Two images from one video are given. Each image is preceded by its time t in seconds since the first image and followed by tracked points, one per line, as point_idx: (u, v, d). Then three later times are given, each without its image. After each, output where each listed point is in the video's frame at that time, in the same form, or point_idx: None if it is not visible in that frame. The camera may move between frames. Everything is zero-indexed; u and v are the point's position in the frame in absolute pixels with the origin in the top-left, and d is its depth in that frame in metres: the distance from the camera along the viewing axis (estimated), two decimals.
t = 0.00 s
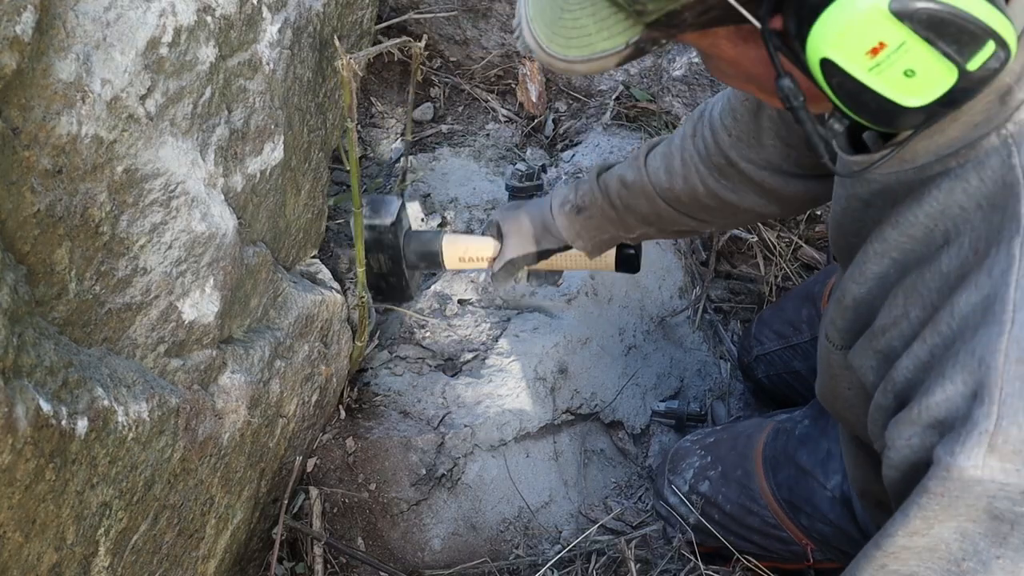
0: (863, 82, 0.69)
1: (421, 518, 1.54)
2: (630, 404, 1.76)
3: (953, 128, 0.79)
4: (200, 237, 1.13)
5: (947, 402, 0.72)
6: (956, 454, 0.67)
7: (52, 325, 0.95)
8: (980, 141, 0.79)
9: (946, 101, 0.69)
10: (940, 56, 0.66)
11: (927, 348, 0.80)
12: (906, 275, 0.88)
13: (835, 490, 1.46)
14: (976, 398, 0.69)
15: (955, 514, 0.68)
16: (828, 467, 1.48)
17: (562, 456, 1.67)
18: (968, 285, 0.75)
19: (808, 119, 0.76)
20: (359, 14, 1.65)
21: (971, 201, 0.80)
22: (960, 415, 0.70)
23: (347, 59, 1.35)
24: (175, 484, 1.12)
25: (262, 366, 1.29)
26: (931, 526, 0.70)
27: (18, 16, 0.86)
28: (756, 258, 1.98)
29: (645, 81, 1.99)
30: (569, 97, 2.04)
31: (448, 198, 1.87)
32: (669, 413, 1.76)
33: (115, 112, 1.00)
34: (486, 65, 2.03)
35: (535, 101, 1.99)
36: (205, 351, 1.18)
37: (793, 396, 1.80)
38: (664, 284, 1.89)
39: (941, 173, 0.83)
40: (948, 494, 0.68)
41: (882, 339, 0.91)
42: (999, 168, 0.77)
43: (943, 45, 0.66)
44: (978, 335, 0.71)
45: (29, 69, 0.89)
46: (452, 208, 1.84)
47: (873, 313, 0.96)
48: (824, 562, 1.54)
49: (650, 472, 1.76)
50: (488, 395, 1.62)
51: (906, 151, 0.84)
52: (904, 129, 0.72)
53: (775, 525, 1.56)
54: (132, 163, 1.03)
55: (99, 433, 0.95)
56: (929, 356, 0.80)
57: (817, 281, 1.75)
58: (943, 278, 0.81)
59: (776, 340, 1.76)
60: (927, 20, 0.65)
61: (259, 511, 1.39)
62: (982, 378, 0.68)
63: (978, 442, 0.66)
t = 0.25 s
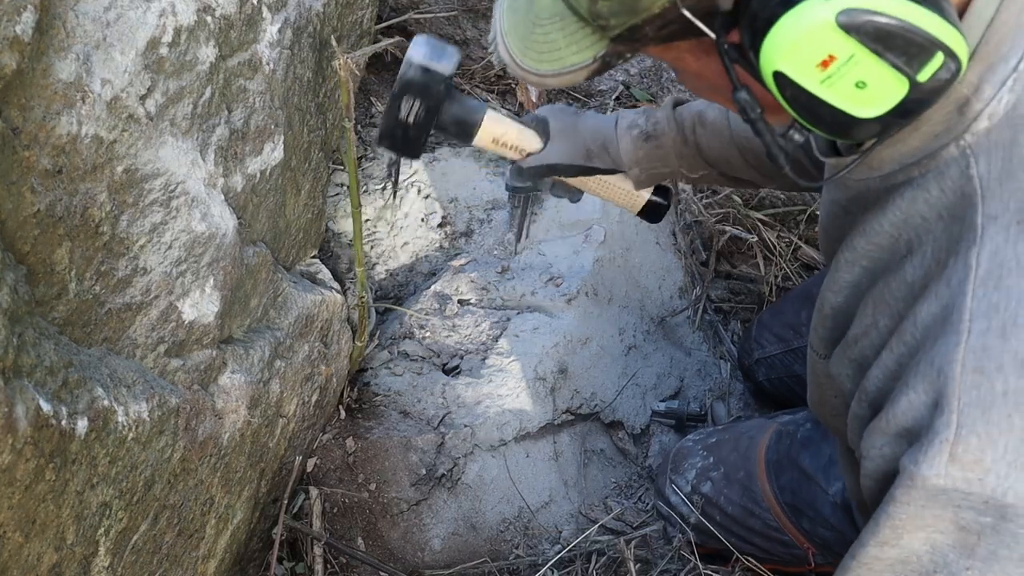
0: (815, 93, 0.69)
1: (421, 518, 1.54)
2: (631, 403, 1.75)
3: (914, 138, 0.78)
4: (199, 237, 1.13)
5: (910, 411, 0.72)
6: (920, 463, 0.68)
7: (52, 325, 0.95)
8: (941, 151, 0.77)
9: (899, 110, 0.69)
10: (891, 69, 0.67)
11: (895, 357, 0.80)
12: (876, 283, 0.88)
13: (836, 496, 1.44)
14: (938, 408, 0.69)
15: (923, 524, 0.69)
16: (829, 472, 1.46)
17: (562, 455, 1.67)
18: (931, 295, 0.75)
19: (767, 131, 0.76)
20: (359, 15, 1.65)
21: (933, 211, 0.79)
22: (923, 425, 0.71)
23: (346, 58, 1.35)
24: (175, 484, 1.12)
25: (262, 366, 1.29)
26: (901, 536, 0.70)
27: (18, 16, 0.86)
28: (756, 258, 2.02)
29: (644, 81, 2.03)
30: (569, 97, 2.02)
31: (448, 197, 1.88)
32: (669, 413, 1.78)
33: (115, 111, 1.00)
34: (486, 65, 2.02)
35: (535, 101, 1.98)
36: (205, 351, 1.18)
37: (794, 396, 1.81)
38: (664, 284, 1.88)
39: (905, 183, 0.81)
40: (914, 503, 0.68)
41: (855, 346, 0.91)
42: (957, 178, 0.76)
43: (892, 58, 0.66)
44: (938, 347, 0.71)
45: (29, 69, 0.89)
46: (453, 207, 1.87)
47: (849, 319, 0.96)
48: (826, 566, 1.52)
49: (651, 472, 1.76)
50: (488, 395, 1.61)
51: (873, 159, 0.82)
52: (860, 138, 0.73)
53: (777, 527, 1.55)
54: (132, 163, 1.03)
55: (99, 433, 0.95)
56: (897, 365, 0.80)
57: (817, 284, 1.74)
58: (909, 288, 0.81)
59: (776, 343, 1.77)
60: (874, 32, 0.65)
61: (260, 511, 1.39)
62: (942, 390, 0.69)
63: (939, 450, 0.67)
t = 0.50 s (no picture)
0: (851, 84, 0.69)
1: (421, 518, 1.54)
2: (631, 403, 1.76)
3: (946, 140, 0.80)
4: (199, 236, 1.13)
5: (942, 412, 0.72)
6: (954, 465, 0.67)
7: (52, 325, 0.95)
8: (973, 153, 0.79)
9: (935, 103, 0.69)
10: (928, 57, 0.66)
11: (921, 360, 0.80)
12: (900, 286, 0.89)
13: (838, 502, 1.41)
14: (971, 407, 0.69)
15: (951, 525, 0.68)
16: (831, 478, 1.44)
17: (562, 455, 1.67)
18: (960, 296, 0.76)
19: (797, 122, 0.77)
20: (359, 15, 1.65)
21: (964, 213, 0.80)
22: (954, 424, 0.71)
23: (347, 59, 1.35)
24: (175, 484, 1.12)
25: (262, 366, 1.29)
26: (928, 536, 0.69)
27: (18, 16, 0.86)
28: (756, 257, 1.97)
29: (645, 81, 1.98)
30: (569, 97, 2.03)
31: (449, 197, 1.90)
32: (669, 413, 1.76)
33: (115, 111, 1.00)
34: (486, 65, 2.03)
35: (535, 101, 1.99)
36: (205, 351, 1.18)
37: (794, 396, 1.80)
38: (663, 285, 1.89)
39: (934, 186, 0.83)
40: (945, 505, 0.68)
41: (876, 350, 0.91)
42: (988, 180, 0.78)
43: (930, 46, 0.66)
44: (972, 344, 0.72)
45: (29, 69, 0.89)
46: (452, 207, 1.88)
47: (867, 325, 0.96)
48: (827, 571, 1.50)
49: (651, 472, 1.75)
50: (488, 395, 1.63)
51: (899, 162, 0.84)
52: (894, 132, 0.72)
53: (777, 533, 1.53)
54: (132, 163, 1.03)
55: (99, 433, 0.95)
56: (922, 368, 0.80)
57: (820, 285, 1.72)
58: (936, 291, 0.81)
59: (775, 342, 1.76)
60: (912, 21, 0.65)
61: (259, 511, 1.39)
62: (977, 390, 0.69)
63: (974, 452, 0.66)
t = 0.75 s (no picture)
0: (898, 40, 0.69)
1: (421, 518, 1.54)
2: (630, 403, 1.74)
3: (976, 113, 0.76)
4: (199, 237, 1.13)
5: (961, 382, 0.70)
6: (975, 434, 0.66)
7: (52, 325, 0.95)
8: (1003, 126, 0.76)
9: (980, 62, 0.69)
10: (976, 12, 0.66)
11: (940, 334, 0.78)
12: (923, 262, 0.86)
13: (842, 498, 1.46)
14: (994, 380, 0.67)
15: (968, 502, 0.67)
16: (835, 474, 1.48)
17: (562, 455, 1.66)
18: (983, 269, 0.73)
19: (839, 83, 0.73)
20: (359, 15, 1.65)
21: (992, 186, 0.77)
22: (975, 400, 0.69)
23: (346, 59, 1.34)
24: (175, 484, 1.12)
25: (262, 366, 1.29)
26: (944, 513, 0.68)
27: (18, 16, 0.86)
28: (755, 257, 1.98)
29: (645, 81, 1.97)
30: (569, 96, 2.03)
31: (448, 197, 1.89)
32: (669, 413, 1.75)
33: (115, 111, 1.00)
34: (486, 65, 2.03)
35: (535, 101, 2.00)
36: (205, 351, 1.18)
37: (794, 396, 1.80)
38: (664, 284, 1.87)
39: (962, 161, 0.80)
40: (963, 478, 0.67)
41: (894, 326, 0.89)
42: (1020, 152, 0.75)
43: (981, 2, 0.65)
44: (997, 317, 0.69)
45: (29, 69, 0.89)
46: (452, 207, 1.88)
47: (888, 303, 0.94)
48: (828, 567, 1.54)
49: (651, 472, 1.75)
50: (487, 395, 1.62)
51: (926, 137, 0.81)
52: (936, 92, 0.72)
53: (779, 531, 1.56)
54: (132, 163, 1.03)
55: (99, 433, 0.95)
56: (940, 342, 0.78)
57: (820, 284, 1.74)
58: (960, 265, 0.79)
59: (774, 340, 1.76)
60: None
61: (259, 511, 1.39)
62: (1000, 362, 0.67)
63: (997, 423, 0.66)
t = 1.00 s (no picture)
0: None
1: (421, 518, 1.54)
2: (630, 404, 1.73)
3: (937, 73, 0.82)
4: (199, 237, 1.13)
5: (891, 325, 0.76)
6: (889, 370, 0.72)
7: (52, 325, 0.95)
8: (959, 88, 0.80)
9: (932, 6, 0.75)
10: None
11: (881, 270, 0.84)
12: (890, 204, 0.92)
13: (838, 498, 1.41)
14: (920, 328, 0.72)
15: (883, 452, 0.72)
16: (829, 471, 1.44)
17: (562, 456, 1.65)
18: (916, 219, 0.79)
19: (802, 21, 0.83)
20: (359, 15, 1.65)
21: (942, 144, 0.82)
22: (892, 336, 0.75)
23: (347, 59, 1.35)
24: (175, 483, 1.12)
25: (262, 366, 1.29)
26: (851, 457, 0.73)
27: (18, 16, 0.86)
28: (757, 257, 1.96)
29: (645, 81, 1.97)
30: (569, 96, 2.03)
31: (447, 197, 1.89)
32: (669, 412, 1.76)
33: (115, 112, 1.00)
34: (486, 65, 2.04)
35: (535, 101, 2.00)
36: (205, 351, 1.18)
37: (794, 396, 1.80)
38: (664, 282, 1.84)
39: (924, 117, 0.85)
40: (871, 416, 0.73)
41: (854, 286, 0.93)
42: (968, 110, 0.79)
43: None
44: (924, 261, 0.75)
45: (29, 69, 0.89)
46: (452, 208, 1.88)
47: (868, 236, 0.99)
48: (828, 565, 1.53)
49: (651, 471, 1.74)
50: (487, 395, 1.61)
51: (902, 90, 0.86)
52: (895, 38, 0.78)
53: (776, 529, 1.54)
54: (132, 163, 1.03)
55: (99, 433, 0.95)
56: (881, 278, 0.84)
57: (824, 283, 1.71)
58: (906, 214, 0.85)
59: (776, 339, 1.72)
60: None
61: (259, 511, 1.39)
62: (913, 304, 0.73)
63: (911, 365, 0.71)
